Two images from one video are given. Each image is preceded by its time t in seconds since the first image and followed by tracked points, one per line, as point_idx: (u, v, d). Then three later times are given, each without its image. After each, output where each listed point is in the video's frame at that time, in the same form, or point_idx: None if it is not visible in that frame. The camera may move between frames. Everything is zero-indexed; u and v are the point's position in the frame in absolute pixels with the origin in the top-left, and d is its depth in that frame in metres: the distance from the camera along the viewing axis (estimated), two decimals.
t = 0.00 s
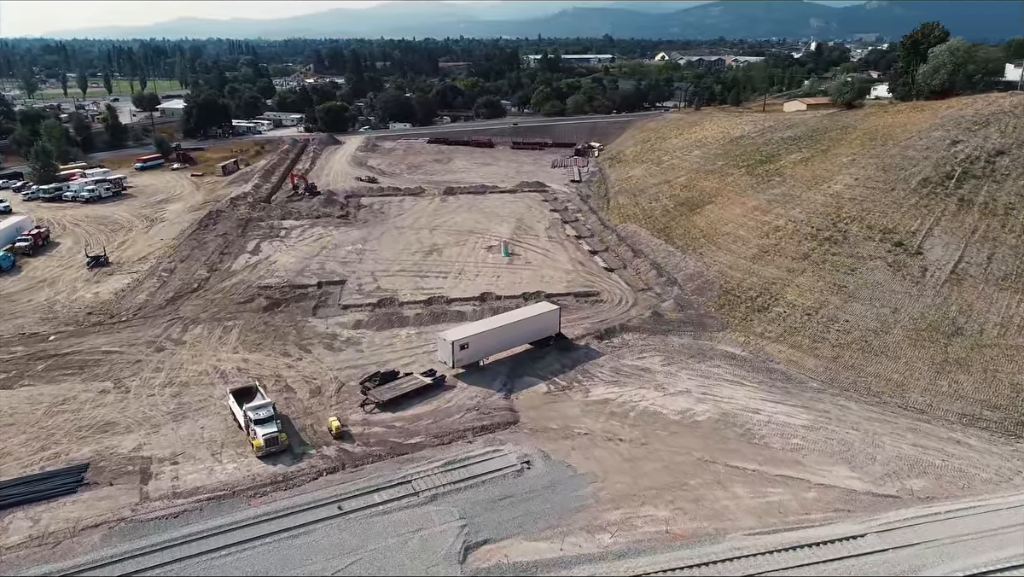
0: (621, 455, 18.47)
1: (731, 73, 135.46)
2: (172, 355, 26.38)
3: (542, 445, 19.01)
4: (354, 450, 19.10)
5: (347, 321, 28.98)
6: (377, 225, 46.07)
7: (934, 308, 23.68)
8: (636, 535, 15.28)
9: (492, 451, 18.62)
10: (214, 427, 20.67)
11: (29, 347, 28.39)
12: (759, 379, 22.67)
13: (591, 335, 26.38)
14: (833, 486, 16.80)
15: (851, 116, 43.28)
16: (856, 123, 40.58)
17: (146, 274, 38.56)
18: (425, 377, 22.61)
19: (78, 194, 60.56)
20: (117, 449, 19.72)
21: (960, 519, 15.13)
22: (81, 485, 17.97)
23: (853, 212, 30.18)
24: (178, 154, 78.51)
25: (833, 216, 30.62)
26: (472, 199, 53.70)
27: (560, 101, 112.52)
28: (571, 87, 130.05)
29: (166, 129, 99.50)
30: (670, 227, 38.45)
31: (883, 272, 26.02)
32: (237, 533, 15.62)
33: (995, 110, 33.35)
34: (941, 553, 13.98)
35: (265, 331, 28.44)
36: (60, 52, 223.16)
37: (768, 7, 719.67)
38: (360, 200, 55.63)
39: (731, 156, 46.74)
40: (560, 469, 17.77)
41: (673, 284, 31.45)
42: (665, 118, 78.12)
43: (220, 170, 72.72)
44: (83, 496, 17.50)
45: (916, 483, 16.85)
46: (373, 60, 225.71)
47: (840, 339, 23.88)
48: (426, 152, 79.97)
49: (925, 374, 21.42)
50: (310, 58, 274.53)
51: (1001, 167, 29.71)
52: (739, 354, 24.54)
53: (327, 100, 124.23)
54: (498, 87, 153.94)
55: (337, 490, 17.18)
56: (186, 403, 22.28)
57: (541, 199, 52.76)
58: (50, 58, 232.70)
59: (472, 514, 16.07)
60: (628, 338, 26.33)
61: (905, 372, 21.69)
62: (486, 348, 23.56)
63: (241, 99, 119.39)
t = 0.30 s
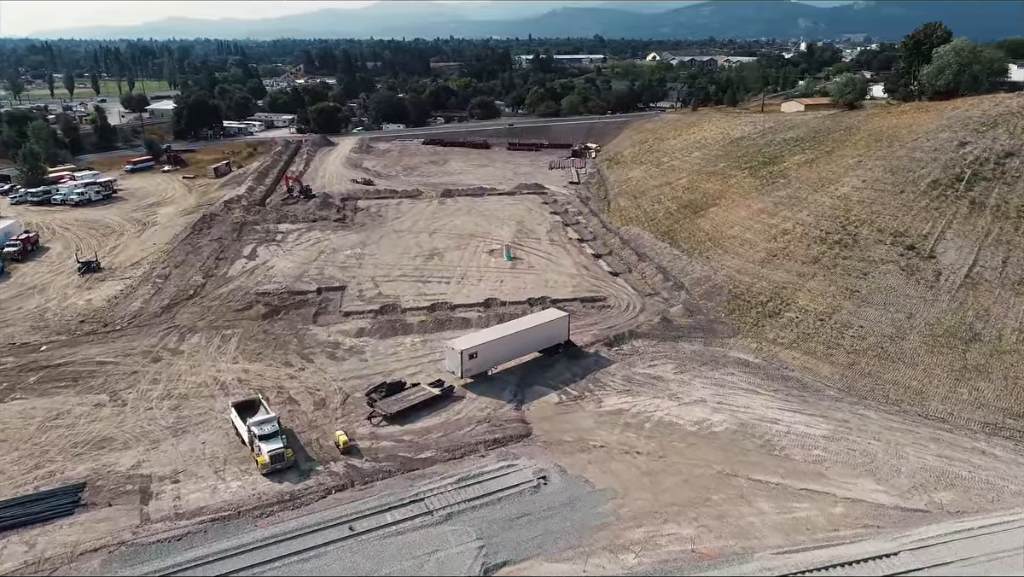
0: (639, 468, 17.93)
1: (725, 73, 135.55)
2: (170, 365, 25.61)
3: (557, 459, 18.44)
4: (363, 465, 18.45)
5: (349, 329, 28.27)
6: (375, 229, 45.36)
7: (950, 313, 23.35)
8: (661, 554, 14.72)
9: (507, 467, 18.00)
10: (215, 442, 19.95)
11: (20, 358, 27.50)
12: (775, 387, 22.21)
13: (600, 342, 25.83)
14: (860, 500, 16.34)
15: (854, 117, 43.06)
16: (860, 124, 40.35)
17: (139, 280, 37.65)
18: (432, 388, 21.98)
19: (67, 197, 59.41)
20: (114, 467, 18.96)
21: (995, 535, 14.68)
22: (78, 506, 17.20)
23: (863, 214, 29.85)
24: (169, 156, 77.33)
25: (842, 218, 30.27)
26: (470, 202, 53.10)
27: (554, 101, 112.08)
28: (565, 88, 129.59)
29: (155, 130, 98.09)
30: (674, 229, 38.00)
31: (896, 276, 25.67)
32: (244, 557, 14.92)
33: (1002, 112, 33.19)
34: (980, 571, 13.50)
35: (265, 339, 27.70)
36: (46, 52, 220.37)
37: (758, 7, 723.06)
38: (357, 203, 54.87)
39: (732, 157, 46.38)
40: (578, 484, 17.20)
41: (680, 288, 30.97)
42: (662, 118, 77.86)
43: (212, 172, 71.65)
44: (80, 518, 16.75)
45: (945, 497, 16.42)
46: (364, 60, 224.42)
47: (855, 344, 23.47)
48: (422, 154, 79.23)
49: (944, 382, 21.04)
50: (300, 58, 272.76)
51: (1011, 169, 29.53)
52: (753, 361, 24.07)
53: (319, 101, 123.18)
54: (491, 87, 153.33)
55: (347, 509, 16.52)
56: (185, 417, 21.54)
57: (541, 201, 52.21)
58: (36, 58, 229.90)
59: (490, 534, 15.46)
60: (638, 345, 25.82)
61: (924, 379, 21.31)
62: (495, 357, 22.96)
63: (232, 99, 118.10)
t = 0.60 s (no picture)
0: (659, 483, 17.39)
1: (717, 73, 135.69)
2: (167, 377, 24.81)
3: (574, 473, 17.86)
4: (373, 482, 17.80)
5: (352, 337, 27.59)
6: (373, 233, 44.64)
7: (967, 319, 23.02)
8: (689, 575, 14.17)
9: (523, 483, 17.39)
10: (218, 459, 19.23)
11: (10, 369, 26.60)
12: (791, 395, 21.74)
13: (610, 349, 25.28)
14: (888, 515, 15.87)
15: (857, 117, 42.82)
16: (864, 124, 40.10)
17: (132, 286, 36.75)
18: (441, 399, 21.34)
19: (56, 201, 58.24)
20: (113, 487, 18.20)
21: None
22: (76, 529, 16.44)
23: (872, 217, 29.51)
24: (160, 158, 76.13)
25: (851, 221, 29.91)
26: (468, 204, 52.44)
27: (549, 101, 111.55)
28: (558, 88, 129.14)
29: (145, 131, 96.67)
30: (678, 232, 37.56)
31: (909, 280, 25.31)
32: None
33: (1009, 112, 33.02)
34: None
35: (265, 349, 26.95)
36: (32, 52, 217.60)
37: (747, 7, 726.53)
38: (353, 206, 54.10)
39: (734, 158, 46.02)
40: (598, 501, 16.63)
41: (688, 293, 30.48)
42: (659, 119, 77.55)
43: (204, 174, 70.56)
44: (78, 542, 16.00)
45: (976, 511, 15.98)
46: (355, 60, 223.05)
47: (871, 350, 23.04)
48: (417, 155, 78.48)
49: (964, 389, 20.66)
50: (289, 58, 271.12)
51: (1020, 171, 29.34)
52: (767, 368, 23.59)
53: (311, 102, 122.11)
54: (484, 87, 152.63)
55: (359, 530, 15.86)
56: (185, 432, 20.80)
57: (540, 203, 51.65)
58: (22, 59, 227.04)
59: (510, 555, 14.84)
60: (649, 352, 25.29)
61: (944, 387, 20.92)
62: (505, 366, 22.36)
63: (224, 100, 116.79)
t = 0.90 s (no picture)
0: (680, 498, 16.85)
1: (711, 73, 135.53)
2: (164, 389, 24.04)
3: (592, 489, 17.29)
4: (384, 500, 17.14)
5: (354, 346, 26.89)
6: (371, 237, 43.91)
7: (983, 324, 22.67)
8: None
9: (540, 501, 16.75)
10: (221, 477, 18.51)
11: None
12: (808, 404, 21.27)
13: (620, 357, 24.74)
14: (918, 531, 15.40)
15: (859, 118, 42.56)
16: (868, 125, 39.80)
17: (125, 293, 35.86)
18: (451, 411, 20.73)
19: (45, 205, 57.07)
20: (111, 507, 17.43)
21: None
22: (72, 554, 15.67)
23: (882, 220, 29.16)
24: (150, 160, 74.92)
25: (860, 224, 29.54)
26: (466, 207, 51.79)
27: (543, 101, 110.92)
28: (552, 88, 128.56)
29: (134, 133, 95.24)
30: (682, 235, 37.09)
31: (923, 285, 24.94)
32: None
33: (1016, 113, 32.79)
34: None
35: (266, 358, 26.22)
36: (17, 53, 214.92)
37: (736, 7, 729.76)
38: (349, 209, 53.31)
39: (735, 160, 45.66)
40: (618, 519, 16.04)
41: (695, 298, 30.00)
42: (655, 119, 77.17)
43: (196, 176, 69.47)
44: (75, 569, 15.22)
45: (1007, 525, 15.52)
46: (346, 60, 221.64)
47: (887, 357, 22.62)
48: (412, 157, 77.74)
49: (984, 398, 20.29)
50: (278, 59, 269.55)
51: None
52: (781, 376, 23.12)
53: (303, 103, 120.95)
54: (477, 87, 151.81)
55: (371, 553, 15.18)
56: (186, 448, 20.05)
57: (539, 206, 51.06)
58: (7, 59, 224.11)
59: None
60: (660, 359, 24.79)
61: (965, 395, 20.51)
62: (515, 376, 21.75)
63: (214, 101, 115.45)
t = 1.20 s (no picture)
0: (701, 513, 16.34)
1: (703, 73, 135.59)
2: (160, 402, 23.24)
3: (610, 506, 16.74)
4: (395, 520, 16.50)
5: (357, 355, 26.19)
6: (368, 240, 43.18)
7: (999, 329, 22.38)
8: None
9: (558, 519, 16.17)
10: (224, 496, 17.79)
11: None
12: (826, 412, 20.84)
13: (630, 365, 24.21)
14: (949, 546, 14.99)
15: (859, 119, 42.40)
16: (870, 126, 39.60)
17: (117, 301, 34.92)
18: (460, 423, 20.10)
19: (32, 209, 55.85)
20: (109, 530, 16.68)
21: None
22: None
23: (890, 222, 28.88)
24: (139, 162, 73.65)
25: (869, 226, 29.23)
26: (464, 209, 51.16)
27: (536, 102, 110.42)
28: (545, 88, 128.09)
29: (122, 134, 93.73)
30: (686, 238, 36.65)
31: (936, 288, 24.63)
32: None
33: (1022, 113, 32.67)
34: None
35: (266, 368, 25.46)
36: None
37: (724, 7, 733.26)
38: (345, 212, 52.51)
39: (736, 161, 45.32)
40: (639, 537, 15.50)
41: (702, 302, 29.54)
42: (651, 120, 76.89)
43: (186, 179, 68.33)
44: None
45: None
46: (336, 60, 220.04)
47: (903, 363, 22.25)
48: (406, 158, 76.97)
49: (1005, 405, 19.95)
50: (266, 59, 267.65)
51: None
52: (795, 383, 22.67)
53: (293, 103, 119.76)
54: (468, 87, 151.08)
55: None
56: (186, 465, 19.30)
57: (538, 208, 50.51)
58: None
59: None
60: (670, 367, 24.29)
61: (985, 403, 20.16)
62: (526, 386, 21.17)
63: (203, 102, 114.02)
